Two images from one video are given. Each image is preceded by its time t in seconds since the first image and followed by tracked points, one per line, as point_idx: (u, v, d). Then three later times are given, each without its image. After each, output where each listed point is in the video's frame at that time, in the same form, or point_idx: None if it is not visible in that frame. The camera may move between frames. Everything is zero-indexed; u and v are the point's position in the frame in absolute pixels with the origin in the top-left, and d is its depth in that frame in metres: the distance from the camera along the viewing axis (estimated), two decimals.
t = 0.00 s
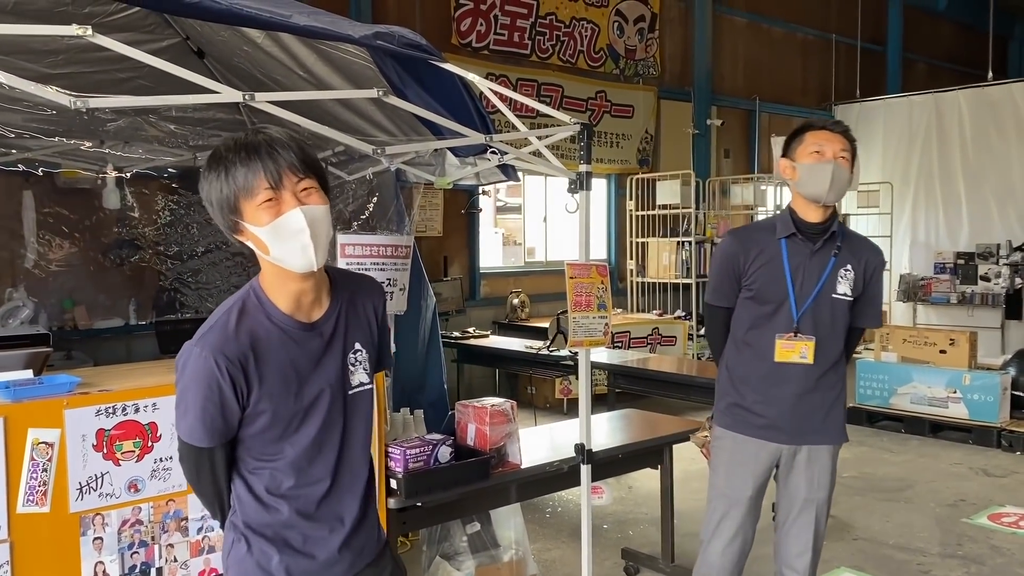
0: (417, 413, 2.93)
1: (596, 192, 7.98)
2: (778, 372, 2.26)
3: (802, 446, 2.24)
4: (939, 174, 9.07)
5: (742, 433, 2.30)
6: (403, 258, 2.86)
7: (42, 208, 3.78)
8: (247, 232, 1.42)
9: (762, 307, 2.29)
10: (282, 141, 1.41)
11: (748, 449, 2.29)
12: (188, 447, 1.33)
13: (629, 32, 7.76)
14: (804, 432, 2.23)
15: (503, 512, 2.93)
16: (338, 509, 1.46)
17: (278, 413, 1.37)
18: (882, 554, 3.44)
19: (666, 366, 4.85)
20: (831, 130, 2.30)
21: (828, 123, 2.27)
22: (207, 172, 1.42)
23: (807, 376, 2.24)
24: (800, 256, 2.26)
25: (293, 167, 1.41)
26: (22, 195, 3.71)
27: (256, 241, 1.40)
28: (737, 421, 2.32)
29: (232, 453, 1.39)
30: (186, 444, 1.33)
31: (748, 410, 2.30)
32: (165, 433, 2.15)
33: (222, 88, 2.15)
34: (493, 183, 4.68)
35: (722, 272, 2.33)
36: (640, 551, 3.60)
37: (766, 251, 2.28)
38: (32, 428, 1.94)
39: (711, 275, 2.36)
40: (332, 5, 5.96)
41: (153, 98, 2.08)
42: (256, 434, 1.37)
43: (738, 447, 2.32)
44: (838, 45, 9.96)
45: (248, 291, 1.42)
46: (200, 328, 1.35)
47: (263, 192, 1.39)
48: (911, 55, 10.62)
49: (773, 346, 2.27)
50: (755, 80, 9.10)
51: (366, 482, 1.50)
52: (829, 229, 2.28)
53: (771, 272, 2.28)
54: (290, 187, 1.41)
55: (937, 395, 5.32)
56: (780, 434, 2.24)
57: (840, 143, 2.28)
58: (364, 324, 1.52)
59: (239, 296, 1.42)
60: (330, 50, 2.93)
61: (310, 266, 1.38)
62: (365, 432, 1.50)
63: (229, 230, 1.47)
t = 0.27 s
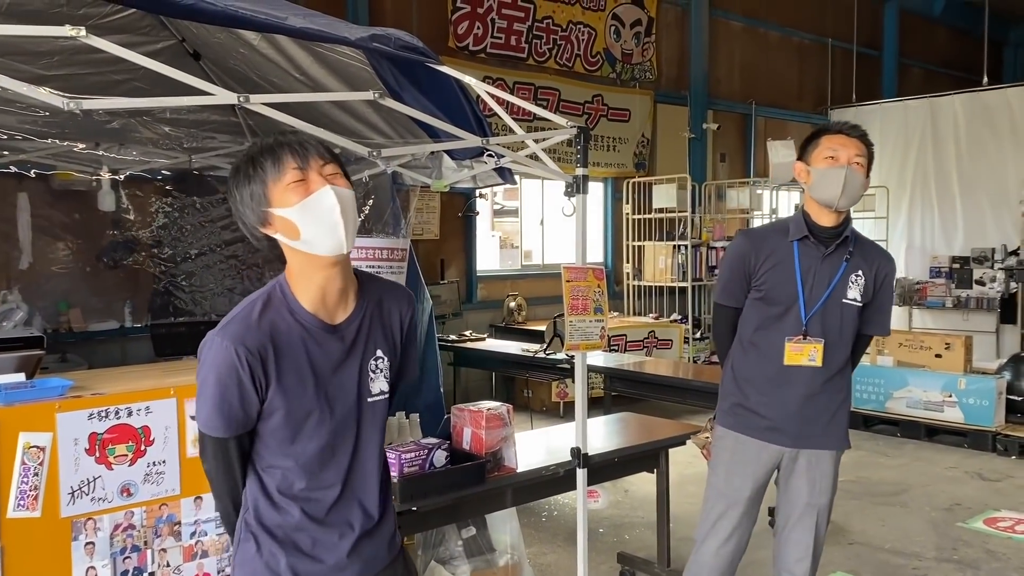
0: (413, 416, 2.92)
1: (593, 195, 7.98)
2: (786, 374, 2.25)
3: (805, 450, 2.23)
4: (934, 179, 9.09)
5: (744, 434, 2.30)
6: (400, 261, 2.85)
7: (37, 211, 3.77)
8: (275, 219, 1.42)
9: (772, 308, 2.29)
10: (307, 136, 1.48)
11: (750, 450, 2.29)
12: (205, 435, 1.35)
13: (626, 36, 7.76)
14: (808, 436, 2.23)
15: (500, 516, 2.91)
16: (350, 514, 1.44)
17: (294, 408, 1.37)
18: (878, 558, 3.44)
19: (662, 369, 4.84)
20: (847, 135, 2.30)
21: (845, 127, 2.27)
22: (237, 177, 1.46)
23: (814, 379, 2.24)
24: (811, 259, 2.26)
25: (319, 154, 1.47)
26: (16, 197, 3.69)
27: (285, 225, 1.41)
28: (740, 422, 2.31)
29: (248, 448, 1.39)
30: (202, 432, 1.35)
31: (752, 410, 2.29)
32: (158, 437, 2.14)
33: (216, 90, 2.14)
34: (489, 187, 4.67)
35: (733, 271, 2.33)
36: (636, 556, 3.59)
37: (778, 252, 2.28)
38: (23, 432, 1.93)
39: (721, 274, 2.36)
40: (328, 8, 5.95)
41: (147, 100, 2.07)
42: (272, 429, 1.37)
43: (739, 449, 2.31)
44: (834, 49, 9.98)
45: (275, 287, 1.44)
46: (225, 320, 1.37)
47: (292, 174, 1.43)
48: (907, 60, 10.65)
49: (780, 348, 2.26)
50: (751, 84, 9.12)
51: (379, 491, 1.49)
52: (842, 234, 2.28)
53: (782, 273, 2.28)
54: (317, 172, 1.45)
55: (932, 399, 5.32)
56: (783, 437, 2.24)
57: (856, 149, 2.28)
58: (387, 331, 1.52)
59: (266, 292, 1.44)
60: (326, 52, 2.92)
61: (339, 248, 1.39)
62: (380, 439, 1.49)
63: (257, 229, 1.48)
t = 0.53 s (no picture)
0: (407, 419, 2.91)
1: (589, 198, 7.97)
2: (786, 376, 2.24)
3: (802, 453, 2.23)
4: (929, 182, 9.10)
5: (741, 436, 2.29)
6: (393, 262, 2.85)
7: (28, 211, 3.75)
8: (323, 223, 1.34)
9: (773, 309, 2.28)
10: (381, 143, 1.35)
11: (747, 453, 2.27)
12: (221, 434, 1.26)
13: (622, 39, 7.76)
14: (805, 439, 2.22)
15: (492, 519, 2.92)
16: (367, 524, 1.37)
17: (316, 410, 1.30)
18: (872, 562, 3.43)
19: (657, 372, 4.83)
20: (852, 138, 2.28)
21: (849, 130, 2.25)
22: (295, 165, 1.35)
23: (815, 382, 2.22)
24: (813, 261, 2.25)
25: (386, 171, 1.35)
26: (8, 198, 3.68)
27: (332, 232, 1.33)
28: (736, 424, 2.30)
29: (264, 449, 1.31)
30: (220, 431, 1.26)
31: (750, 412, 2.28)
32: (148, 440, 2.12)
33: (208, 90, 2.12)
34: (484, 189, 4.66)
35: (735, 271, 2.33)
36: (630, 559, 3.57)
37: (780, 253, 2.27)
38: (11, 435, 1.91)
39: (722, 275, 2.36)
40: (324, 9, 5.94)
41: (138, 99, 2.05)
42: (292, 430, 1.30)
43: (735, 452, 2.30)
44: (830, 53, 10.00)
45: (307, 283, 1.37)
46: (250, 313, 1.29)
47: (353, 188, 1.33)
48: (902, 64, 10.68)
49: (780, 351, 2.25)
50: (746, 87, 9.13)
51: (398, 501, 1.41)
52: (845, 238, 2.27)
53: (784, 274, 2.27)
54: (378, 189, 1.35)
55: (927, 402, 5.32)
56: (780, 440, 2.23)
57: (862, 152, 2.26)
58: (416, 337, 1.45)
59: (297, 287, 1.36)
60: (319, 53, 2.90)
61: (377, 268, 1.32)
62: (403, 448, 1.42)
63: (303, 219, 1.38)
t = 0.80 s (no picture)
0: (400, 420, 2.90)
1: (582, 200, 7.97)
2: (781, 380, 2.24)
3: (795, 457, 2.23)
4: (921, 186, 9.14)
5: (733, 438, 2.30)
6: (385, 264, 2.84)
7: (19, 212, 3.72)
8: (380, 249, 1.32)
9: (768, 313, 2.29)
10: (458, 189, 1.31)
11: (739, 456, 2.28)
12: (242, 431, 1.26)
13: (615, 42, 7.78)
14: (797, 443, 2.22)
15: (485, 521, 2.92)
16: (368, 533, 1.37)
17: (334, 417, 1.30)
18: (863, 564, 3.44)
19: (649, 375, 4.84)
20: (849, 142, 2.28)
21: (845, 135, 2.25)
22: (369, 180, 1.31)
23: (809, 386, 2.23)
24: (807, 265, 2.26)
25: (453, 219, 1.32)
26: None
27: (385, 261, 1.31)
28: (730, 425, 2.31)
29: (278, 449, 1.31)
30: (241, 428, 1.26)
31: (743, 414, 2.29)
32: (140, 441, 2.12)
33: (200, 92, 2.11)
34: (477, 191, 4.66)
35: (731, 273, 2.34)
36: (622, 562, 3.57)
37: (774, 257, 2.28)
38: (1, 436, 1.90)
39: (719, 277, 2.38)
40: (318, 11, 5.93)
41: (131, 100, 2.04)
42: (310, 436, 1.29)
43: (727, 454, 2.31)
44: (823, 57, 10.04)
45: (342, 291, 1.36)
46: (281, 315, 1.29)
47: (419, 231, 1.30)
48: (894, 68, 10.73)
49: (774, 354, 2.26)
50: (740, 91, 9.15)
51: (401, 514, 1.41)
52: (841, 243, 2.28)
53: (779, 277, 2.28)
54: (443, 237, 1.31)
55: (918, 405, 5.34)
56: (772, 442, 2.23)
57: (859, 157, 2.26)
58: (437, 356, 1.44)
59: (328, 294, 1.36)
60: (312, 54, 2.90)
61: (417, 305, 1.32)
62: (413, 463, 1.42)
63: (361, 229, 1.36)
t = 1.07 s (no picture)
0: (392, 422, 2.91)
1: (574, 202, 8.00)
2: (774, 382, 2.26)
3: (784, 457, 2.25)
4: (911, 189, 9.20)
5: (723, 438, 2.32)
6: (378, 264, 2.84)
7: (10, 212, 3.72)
8: (388, 238, 1.36)
9: (763, 315, 2.30)
10: (469, 189, 1.35)
11: (730, 456, 2.30)
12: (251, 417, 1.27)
13: (608, 45, 7.81)
14: (787, 444, 2.24)
15: (477, 523, 2.95)
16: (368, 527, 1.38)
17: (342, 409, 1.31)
18: (852, 565, 3.46)
19: (641, 376, 4.86)
20: (849, 151, 2.25)
21: (844, 146, 2.23)
22: (385, 171, 1.36)
23: (801, 388, 2.25)
24: (802, 269, 2.28)
25: (458, 215, 1.36)
26: None
27: (390, 248, 1.35)
28: (721, 425, 2.32)
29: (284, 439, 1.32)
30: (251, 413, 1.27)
31: (734, 415, 2.30)
32: (132, 442, 2.12)
33: (195, 92, 2.12)
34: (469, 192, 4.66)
35: (725, 272, 2.35)
36: (614, 563, 3.59)
37: (770, 260, 2.30)
38: None
39: (713, 277, 2.38)
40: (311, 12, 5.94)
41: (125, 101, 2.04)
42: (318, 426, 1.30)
43: (718, 453, 2.32)
44: (814, 61, 10.10)
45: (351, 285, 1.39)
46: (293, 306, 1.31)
47: (423, 220, 1.34)
48: (884, 72, 10.80)
49: (767, 357, 2.28)
50: (731, 94, 9.20)
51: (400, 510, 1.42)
52: (836, 249, 2.30)
53: (775, 280, 2.30)
54: (446, 229, 1.35)
55: (908, 407, 5.37)
56: (763, 443, 2.25)
57: (859, 169, 2.24)
58: (441, 356, 1.46)
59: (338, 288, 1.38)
60: (306, 56, 2.90)
61: (417, 295, 1.33)
62: (414, 459, 1.43)
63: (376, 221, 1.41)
